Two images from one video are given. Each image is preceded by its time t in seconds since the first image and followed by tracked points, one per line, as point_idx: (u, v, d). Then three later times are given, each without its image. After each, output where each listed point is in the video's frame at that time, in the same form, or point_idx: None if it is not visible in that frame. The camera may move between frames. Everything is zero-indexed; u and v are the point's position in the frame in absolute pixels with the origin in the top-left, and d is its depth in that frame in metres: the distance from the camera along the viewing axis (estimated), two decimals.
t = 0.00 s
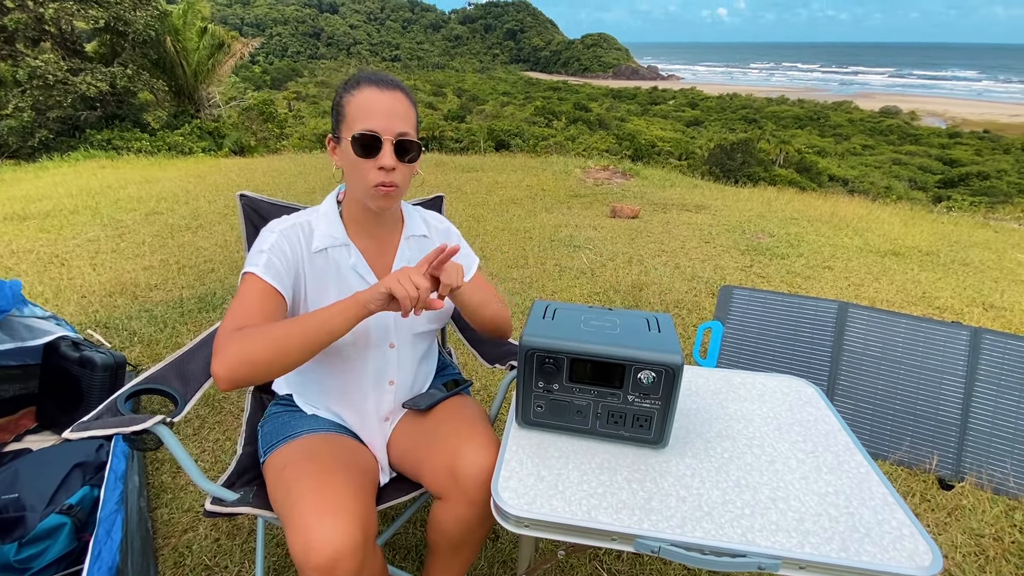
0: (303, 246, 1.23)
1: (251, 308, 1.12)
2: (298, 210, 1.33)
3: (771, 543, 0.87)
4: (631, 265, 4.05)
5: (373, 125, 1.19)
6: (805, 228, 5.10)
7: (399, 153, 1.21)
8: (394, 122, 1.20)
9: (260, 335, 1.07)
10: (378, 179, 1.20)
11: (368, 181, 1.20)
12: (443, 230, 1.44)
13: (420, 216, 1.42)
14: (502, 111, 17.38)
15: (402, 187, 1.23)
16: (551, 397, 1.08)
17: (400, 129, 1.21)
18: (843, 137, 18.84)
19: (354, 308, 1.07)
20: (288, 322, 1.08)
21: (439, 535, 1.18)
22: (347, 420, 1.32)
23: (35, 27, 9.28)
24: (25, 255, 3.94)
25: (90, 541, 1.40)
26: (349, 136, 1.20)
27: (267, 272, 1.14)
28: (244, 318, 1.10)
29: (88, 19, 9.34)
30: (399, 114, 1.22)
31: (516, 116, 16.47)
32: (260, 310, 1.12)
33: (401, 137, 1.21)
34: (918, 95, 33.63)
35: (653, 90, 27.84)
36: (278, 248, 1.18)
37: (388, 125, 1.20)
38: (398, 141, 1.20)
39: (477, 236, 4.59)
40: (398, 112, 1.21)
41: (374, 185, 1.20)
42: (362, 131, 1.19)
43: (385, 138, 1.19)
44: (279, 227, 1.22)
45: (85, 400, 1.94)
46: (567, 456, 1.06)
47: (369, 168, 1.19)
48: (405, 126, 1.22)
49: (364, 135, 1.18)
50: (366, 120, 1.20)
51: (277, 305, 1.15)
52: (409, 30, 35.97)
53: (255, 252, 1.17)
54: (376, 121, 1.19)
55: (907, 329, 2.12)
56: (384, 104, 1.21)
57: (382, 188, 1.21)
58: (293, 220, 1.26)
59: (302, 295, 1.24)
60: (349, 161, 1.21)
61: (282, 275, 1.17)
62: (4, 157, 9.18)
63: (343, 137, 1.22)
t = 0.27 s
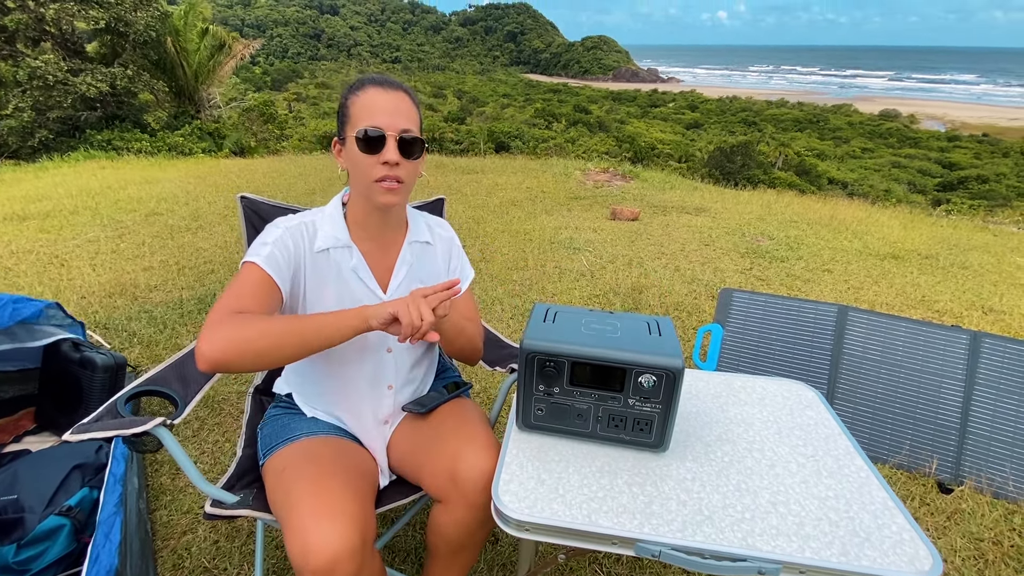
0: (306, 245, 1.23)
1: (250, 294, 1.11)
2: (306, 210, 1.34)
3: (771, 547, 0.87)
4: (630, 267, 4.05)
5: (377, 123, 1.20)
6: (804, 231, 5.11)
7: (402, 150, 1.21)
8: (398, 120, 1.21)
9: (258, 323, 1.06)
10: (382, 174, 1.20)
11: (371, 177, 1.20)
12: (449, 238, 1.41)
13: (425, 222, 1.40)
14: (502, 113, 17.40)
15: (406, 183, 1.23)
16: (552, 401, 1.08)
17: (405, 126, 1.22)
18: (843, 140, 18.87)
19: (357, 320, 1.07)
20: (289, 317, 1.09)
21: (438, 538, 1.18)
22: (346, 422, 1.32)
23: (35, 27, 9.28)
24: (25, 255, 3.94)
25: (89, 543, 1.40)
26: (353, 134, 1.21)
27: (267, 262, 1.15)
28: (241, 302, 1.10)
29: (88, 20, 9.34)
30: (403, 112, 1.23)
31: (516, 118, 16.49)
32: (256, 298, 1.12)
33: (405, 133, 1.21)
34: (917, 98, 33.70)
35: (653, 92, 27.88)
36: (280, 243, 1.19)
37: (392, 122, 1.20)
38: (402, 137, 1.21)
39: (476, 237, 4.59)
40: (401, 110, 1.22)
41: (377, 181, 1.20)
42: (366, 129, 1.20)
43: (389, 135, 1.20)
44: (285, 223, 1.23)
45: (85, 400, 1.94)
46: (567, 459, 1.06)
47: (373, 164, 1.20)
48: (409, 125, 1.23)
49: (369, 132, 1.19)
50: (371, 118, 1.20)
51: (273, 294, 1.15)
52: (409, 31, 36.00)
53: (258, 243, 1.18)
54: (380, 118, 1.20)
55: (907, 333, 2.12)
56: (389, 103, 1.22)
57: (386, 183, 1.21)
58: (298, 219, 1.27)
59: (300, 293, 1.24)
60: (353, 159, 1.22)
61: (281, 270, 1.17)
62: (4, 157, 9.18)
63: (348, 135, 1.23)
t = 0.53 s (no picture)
0: (305, 248, 1.24)
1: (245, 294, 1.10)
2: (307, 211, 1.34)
3: (773, 550, 0.87)
4: (631, 268, 4.05)
5: (369, 125, 1.19)
6: (805, 233, 5.11)
7: (396, 151, 1.20)
8: (390, 121, 1.20)
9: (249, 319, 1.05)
10: (374, 177, 1.20)
11: (363, 179, 1.20)
12: (449, 240, 1.41)
13: (426, 224, 1.39)
14: (503, 114, 17.40)
15: (400, 185, 1.22)
16: (553, 402, 1.08)
17: (399, 127, 1.21)
18: (843, 142, 18.90)
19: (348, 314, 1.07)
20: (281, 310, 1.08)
21: (439, 538, 1.18)
22: (346, 423, 1.31)
23: (36, 28, 9.29)
24: (25, 255, 3.94)
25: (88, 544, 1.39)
26: (346, 136, 1.21)
27: (266, 263, 1.15)
28: (233, 299, 1.09)
29: (89, 20, 9.34)
30: (396, 112, 1.22)
31: (516, 119, 16.51)
32: (253, 298, 1.11)
33: (398, 134, 1.20)
34: (917, 101, 33.75)
35: (653, 94, 27.90)
36: (280, 244, 1.19)
37: (384, 123, 1.20)
38: (395, 139, 1.20)
39: (477, 238, 4.59)
40: (396, 111, 1.22)
41: (370, 183, 1.20)
42: (358, 131, 1.19)
43: (380, 137, 1.19)
44: (286, 225, 1.24)
45: (85, 400, 1.94)
46: (568, 461, 1.06)
47: (365, 166, 1.20)
48: (402, 125, 1.21)
49: (360, 133, 1.19)
50: (363, 120, 1.20)
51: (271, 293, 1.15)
52: (410, 32, 36.03)
53: (257, 244, 1.18)
54: (373, 119, 1.20)
55: (907, 336, 2.12)
56: (381, 104, 1.21)
57: (379, 184, 1.20)
58: (299, 220, 1.27)
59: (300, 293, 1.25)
60: (347, 161, 1.22)
61: (280, 270, 1.17)
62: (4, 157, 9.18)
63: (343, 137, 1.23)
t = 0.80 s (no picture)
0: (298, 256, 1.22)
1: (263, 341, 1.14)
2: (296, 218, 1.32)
3: (776, 553, 0.87)
4: (631, 269, 4.05)
5: (354, 126, 1.18)
6: (805, 234, 5.11)
7: (384, 152, 1.19)
8: (376, 121, 1.19)
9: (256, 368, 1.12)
10: (362, 179, 1.18)
11: (350, 181, 1.18)
12: (442, 235, 1.41)
13: (418, 222, 1.39)
14: (504, 115, 17.40)
15: (389, 186, 1.21)
16: (555, 404, 1.07)
17: (385, 127, 1.20)
18: (843, 144, 18.90)
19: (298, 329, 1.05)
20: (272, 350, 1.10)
21: (438, 540, 1.18)
22: (346, 427, 1.30)
23: (37, 27, 9.30)
24: (25, 254, 3.94)
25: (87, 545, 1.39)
26: (333, 138, 1.20)
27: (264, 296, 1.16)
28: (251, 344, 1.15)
29: (90, 20, 9.35)
30: (382, 113, 1.21)
31: (517, 120, 16.52)
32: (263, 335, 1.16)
33: (385, 135, 1.19)
34: (917, 102, 33.78)
35: (654, 95, 27.91)
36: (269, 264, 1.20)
37: (370, 123, 1.18)
38: (381, 139, 1.18)
39: (478, 239, 4.59)
40: (381, 110, 1.21)
41: (357, 185, 1.19)
42: (343, 132, 1.18)
43: (367, 138, 1.17)
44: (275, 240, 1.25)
45: (86, 400, 1.93)
46: (569, 463, 1.05)
47: (351, 167, 1.18)
48: (388, 125, 1.20)
49: (345, 135, 1.17)
50: (349, 122, 1.19)
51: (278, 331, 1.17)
52: (411, 33, 36.06)
53: (250, 274, 1.21)
54: (358, 120, 1.19)
55: (909, 338, 2.11)
56: (368, 105, 1.20)
57: (367, 187, 1.19)
58: (289, 230, 1.27)
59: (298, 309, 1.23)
60: (335, 164, 1.21)
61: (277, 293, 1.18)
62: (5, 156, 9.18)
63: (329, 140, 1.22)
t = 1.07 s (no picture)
0: (284, 271, 1.18)
1: (273, 372, 1.19)
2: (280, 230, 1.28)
3: (778, 555, 0.86)
4: (632, 269, 4.05)
5: (325, 129, 1.15)
6: (806, 235, 5.10)
7: (360, 153, 1.16)
8: (349, 122, 1.16)
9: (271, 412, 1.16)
10: (341, 184, 1.15)
11: (329, 187, 1.15)
12: (434, 232, 1.38)
13: (406, 220, 1.35)
14: (504, 115, 17.40)
15: (370, 189, 1.18)
16: (556, 405, 1.07)
17: (360, 128, 1.17)
18: (844, 145, 18.89)
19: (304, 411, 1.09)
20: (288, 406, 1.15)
21: (438, 541, 1.17)
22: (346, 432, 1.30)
23: (38, 26, 9.30)
24: (25, 253, 3.93)
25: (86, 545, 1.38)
26: (306, 144, 1.17)
27: (256, 323, 1.15)
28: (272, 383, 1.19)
29: (91, 19, 9.35)
30: (355, 113, 1.18)
31: (518, 120, 16.52)
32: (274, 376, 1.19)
33: (359, 135, 1.16)
34: (918, 103, 33.78)
35: (655, 95, 27.89)
36: (256, 287, 1.17)
37: (342, 125, 1.15)
38: (357, 140, 1.16)
39: (479, 239, 4.58)
40: (354, 111, 1.18)
41: (337, 191, 1.15)
42: (316, 136, 1.15)
43: (340, 140, 1.14)
44: (259, 257, 1.19)
45: (85, 400, 1.93)
46: (570, 464, 1.05)
47: (328, 173, 1.14)
48: (362, 124, 1.17)
49: (319, 139, 1.14)
50: (320, 124, 1.15)
51: (282, 357, 1.21)
52: (412, 33, 36.06)
53: (240, 300, 1.17)
54: (331, 123, 1.15)
55: (910, 338, 2.11)
56: (339, 106, 1.17)
57: (346, 193, 1.16)
58: (272, 245, 1.21)
59: (292, 328, 1.20)
60: (312, 171, 1.17)
61: (270, 323, 1.17)
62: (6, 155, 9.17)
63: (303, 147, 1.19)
